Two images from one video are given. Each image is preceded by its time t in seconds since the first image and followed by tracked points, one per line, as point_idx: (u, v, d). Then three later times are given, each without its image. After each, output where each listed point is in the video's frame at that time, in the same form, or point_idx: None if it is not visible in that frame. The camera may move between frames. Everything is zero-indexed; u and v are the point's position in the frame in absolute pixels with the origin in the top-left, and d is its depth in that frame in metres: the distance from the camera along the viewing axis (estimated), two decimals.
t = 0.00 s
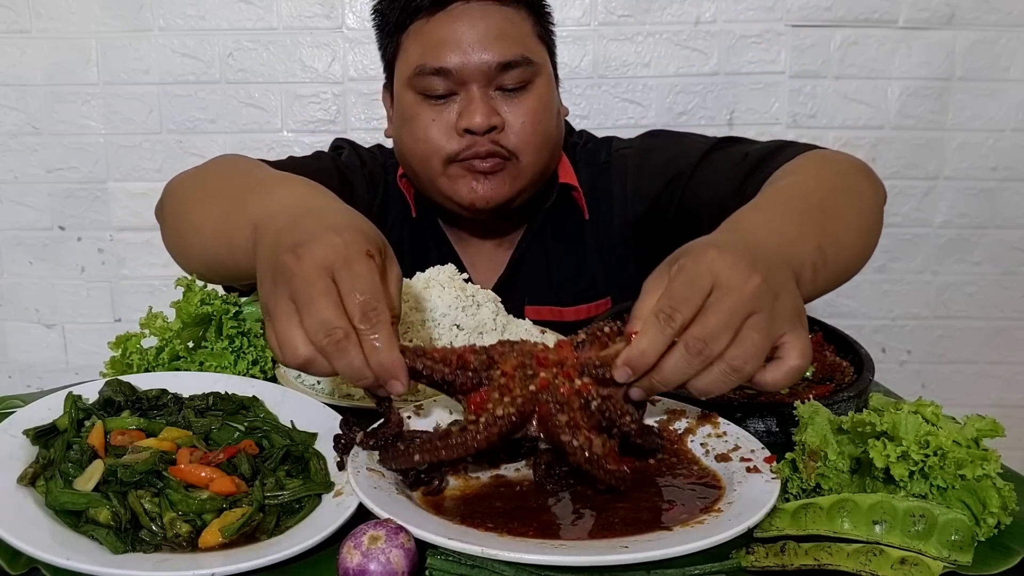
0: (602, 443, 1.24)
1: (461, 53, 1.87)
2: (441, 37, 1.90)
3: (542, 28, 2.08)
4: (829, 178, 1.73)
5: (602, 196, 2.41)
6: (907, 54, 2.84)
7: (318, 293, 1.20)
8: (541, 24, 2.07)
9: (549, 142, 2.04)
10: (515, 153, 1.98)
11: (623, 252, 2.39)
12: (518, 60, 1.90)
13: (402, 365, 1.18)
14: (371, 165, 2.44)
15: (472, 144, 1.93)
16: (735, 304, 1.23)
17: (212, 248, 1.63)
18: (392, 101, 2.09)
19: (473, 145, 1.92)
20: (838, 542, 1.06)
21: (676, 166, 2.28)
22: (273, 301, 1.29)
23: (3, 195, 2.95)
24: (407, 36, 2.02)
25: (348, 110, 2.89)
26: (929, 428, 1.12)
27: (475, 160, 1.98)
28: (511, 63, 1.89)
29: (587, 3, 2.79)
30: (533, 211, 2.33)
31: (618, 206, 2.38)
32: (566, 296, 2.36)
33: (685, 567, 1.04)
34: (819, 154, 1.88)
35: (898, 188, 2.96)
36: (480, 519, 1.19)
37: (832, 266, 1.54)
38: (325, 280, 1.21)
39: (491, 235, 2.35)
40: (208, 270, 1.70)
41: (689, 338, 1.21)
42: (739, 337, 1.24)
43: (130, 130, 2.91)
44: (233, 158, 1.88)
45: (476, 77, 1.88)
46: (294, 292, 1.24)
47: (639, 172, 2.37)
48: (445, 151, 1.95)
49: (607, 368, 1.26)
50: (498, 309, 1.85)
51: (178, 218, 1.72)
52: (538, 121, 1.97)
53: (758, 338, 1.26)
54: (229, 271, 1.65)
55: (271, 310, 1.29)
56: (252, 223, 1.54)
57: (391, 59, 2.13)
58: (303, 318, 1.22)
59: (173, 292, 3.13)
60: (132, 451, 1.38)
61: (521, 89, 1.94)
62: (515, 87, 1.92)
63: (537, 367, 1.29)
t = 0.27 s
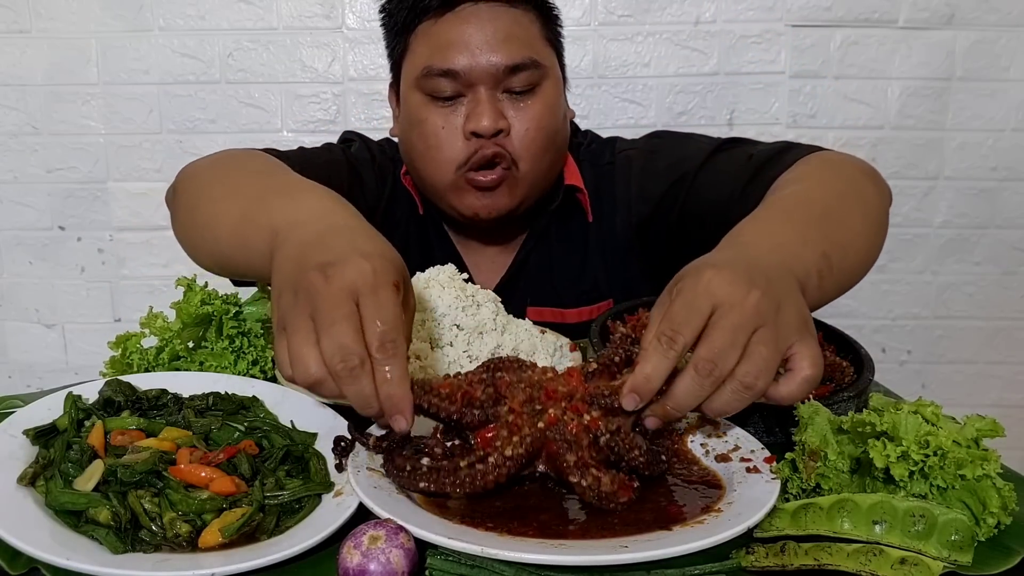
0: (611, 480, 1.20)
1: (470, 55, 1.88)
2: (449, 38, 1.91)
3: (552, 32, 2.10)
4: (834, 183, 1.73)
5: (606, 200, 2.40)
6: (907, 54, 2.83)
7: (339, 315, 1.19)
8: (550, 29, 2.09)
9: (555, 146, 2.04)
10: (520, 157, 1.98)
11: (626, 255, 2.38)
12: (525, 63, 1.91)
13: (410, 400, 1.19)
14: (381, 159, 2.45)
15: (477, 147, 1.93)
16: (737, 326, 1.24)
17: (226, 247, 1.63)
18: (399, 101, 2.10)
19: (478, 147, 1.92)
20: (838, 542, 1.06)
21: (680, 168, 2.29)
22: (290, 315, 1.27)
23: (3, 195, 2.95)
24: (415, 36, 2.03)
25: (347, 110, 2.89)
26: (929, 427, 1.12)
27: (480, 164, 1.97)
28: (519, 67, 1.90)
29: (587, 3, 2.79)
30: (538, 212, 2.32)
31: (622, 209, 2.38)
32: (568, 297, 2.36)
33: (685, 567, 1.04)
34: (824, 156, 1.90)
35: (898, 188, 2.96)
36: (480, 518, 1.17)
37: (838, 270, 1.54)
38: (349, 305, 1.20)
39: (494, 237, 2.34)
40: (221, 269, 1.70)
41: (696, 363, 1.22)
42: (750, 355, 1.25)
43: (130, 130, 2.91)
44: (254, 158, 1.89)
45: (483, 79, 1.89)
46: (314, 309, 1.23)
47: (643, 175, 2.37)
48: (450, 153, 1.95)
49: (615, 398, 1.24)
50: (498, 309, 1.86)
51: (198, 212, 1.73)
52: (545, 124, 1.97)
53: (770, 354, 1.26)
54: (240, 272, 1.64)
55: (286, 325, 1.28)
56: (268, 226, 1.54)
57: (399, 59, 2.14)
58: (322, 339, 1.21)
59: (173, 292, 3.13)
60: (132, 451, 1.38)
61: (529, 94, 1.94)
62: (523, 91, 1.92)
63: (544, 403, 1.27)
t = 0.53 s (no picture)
0: (616, 500, 1.16)
1: (474, 55, 1.88)
2: (454, 37, 1.91)
3: (556, 30, 2.09)
4: (838, 184, 1.73)
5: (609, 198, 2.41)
6: (907, 54, 2.83)
7: (349, 329, 1.19)
8: (554, 28, 2.08)
9: (561, 145, 2.04)
10: (524, 156, 1.98)
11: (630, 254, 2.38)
12: (530, 63, 1.91)
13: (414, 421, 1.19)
14: (384, 157, 2.44)
15: (481, 147, 1.93)
16: (747, 340, 1.23)
17: (234, 252, 1.62)
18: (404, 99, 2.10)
19: (482, 147, 1.92)
20: (838, 542, 1.06)
21: (685, 166, 2.31)
22: (295, 325, 1.27)
23: (2, 195, 2.95)
24: (419, 35, 2.03)
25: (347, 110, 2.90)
26: (929, 428, 1.13)
27: (484, 164, 1.97)
28: (523, 66, 1.90)
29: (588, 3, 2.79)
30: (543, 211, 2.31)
31: (625, 208, 2.39)
32: (570, 296, 2.36)
33: (685, 567, 1.04)
34: (829, 154, 1.90)
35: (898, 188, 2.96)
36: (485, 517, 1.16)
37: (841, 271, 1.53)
38: (359, 321, 1.20)
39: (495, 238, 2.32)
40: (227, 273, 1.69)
41: (711, 380, 1.21)
42: (762, 369, 1.24)
43: (130, 130, 2.91)
44: (262, 163, 1.90)
45: (487, 79, 1.89)
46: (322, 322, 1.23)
47: (647, 174, 2.38)
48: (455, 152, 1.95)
49: (622, 418, 1.25)
50: (498, 310, 1.86)
51: (207, 214, 1.73)
52: (549, 123, 1.97)
53: (780, 365, 1.25)
54: (245, 278, 1.64)
55: (291, 335, 1.27)
56: (277, 235, 1.53)
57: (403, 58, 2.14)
58: (330, 352, 1.20)
59: (173, 292, 3.14)
60: (132, 451, 1.38)
61: (534, 93, 1.94)
62: (527, 91, 1.93)
63: (548, 423, 1.27)
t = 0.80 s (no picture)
0: (617, 505, 1.16)
1: (474, 56, 1.88)
2: (454, 38, 1.92)
3: (557, 32, 2.10)
4: (849, 167, 1.80)
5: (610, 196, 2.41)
6: (907, 54, 2.83)
7: (345, 325, 1.25)
8: (555, 31, 2.08)
9: (561, 146, 2.04)
10: (526, 157, 1.98)
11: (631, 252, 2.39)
12: (530, 63, 1.91)
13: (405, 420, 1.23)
14: (385, 155, 2.45)
15: (482, 147, 1.93)
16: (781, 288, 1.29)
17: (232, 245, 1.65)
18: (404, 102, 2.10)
19: (482, 146, 1.92)
20: (837, 542, 1.06)
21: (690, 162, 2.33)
22: (294, 322, 1.31)
23: (2, 195, 2.95)
24: (419, 37, 2.03)
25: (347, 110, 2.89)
26: (929, 427, 1.12)
27: (485, 164, 1.97)
28: (523, 67, 1.90)
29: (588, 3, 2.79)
30: (542, 210, 2.32)
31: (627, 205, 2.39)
32: (570, 293, 2.35)
33: (685, 567, 1.04)
34: (834, 147, 1.92)
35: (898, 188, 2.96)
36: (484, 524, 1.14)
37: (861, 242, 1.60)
38: (357, 321, 1.25)
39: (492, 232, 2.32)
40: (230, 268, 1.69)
41: (768, 317, 1.25)
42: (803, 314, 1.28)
43: (130, 130, 2.91)
44: (264, 158, 1.92)
45: (487, 79, 1.89)
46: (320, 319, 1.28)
47: (650, 171, 2.39)
48: (455, 152, 1.95)
49: (613, 420, 1.25)
50: (497, 310, 1.86)
51: (208, 207, 1.75)
52: (549, 124, 1.97)
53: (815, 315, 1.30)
54: (240, 269, 1.67)
55: (288, 330, 1.32)
56: (276, 230, 1.56)
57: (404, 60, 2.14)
58: (326, 347, 1.25)
59: (173, 292, 3.14)
60: (132, 451, 1.38)
61: (534, 94, 1.94)
62: (527, 91, 1.93)
63: (543, 435, 1.25)
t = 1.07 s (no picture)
0: (617, 506, 1.16)
1: (469, 40, 1.88)
2: (449, 25, 1.92)
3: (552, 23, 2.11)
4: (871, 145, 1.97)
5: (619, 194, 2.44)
6: (907, 54, 2.83)
7: (275, 216, 1.10)
8: (548, 21, 2.10)
9: (557, 132, 2.04)
10: (523, 140, 1.98)
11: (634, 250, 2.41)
12: (524, 46, 1.92)
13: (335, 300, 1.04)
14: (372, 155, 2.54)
15: (479, 130, 1.93)
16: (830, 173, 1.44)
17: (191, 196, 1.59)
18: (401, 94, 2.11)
19: (479, 129, 1.92)
20: (837, 542, 1.06)
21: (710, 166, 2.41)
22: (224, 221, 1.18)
23: (2, 195, 2.95)
24: (416, 27, 2.04)
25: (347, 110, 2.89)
26: (929, 428, 1.12)
27: (482, 147, 1.97)
28: (517, 50, 1.90)
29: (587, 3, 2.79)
30: (542, 201, 2.32)
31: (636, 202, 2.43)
32: (572, 289, 2.36)
33: (685, 567, 1.04)
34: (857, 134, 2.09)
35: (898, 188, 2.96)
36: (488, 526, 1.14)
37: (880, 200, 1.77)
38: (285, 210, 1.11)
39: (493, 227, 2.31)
40: (197, 235, 1.66)
41: (815, 184, 1.37)
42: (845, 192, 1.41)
43: (129, 130, 2.91)
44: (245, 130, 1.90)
45: (482, 64, 1.89)
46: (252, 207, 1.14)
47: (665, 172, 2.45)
48: (452, 137, 1.95)
49: (613, 421, 1.25)
50: (497, 310, 1.86)
51: (176, 166, 1.72)
52: (545, 109, 1.97)
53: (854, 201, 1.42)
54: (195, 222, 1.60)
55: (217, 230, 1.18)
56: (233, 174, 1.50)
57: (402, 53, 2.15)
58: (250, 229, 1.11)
59: (173, 292, 3.14)
60: (132, 451, 1.38)
61: (529, 78, 1.95)
62: (522, 75, 1.93)
63: (543, 436, 1.25)
